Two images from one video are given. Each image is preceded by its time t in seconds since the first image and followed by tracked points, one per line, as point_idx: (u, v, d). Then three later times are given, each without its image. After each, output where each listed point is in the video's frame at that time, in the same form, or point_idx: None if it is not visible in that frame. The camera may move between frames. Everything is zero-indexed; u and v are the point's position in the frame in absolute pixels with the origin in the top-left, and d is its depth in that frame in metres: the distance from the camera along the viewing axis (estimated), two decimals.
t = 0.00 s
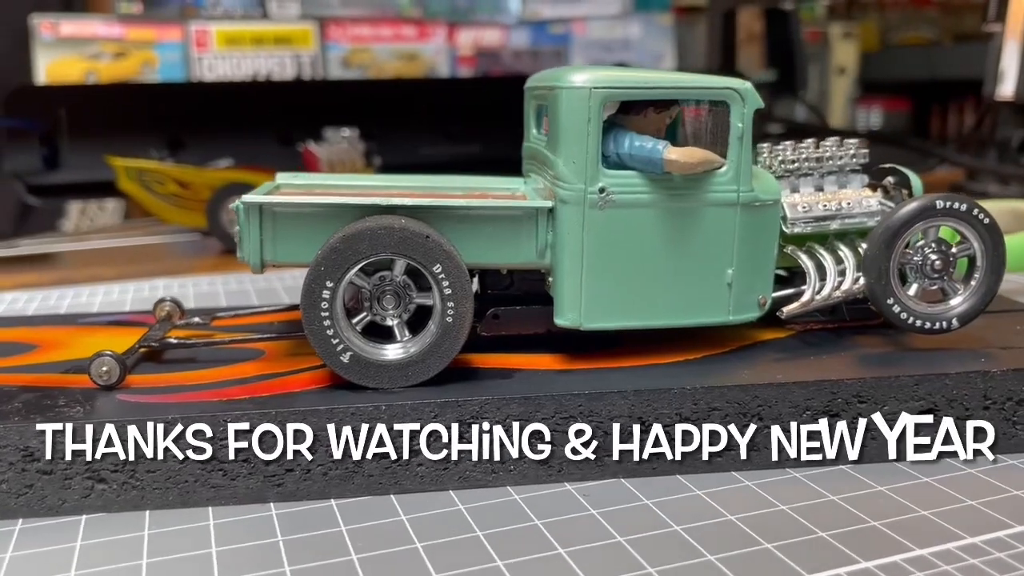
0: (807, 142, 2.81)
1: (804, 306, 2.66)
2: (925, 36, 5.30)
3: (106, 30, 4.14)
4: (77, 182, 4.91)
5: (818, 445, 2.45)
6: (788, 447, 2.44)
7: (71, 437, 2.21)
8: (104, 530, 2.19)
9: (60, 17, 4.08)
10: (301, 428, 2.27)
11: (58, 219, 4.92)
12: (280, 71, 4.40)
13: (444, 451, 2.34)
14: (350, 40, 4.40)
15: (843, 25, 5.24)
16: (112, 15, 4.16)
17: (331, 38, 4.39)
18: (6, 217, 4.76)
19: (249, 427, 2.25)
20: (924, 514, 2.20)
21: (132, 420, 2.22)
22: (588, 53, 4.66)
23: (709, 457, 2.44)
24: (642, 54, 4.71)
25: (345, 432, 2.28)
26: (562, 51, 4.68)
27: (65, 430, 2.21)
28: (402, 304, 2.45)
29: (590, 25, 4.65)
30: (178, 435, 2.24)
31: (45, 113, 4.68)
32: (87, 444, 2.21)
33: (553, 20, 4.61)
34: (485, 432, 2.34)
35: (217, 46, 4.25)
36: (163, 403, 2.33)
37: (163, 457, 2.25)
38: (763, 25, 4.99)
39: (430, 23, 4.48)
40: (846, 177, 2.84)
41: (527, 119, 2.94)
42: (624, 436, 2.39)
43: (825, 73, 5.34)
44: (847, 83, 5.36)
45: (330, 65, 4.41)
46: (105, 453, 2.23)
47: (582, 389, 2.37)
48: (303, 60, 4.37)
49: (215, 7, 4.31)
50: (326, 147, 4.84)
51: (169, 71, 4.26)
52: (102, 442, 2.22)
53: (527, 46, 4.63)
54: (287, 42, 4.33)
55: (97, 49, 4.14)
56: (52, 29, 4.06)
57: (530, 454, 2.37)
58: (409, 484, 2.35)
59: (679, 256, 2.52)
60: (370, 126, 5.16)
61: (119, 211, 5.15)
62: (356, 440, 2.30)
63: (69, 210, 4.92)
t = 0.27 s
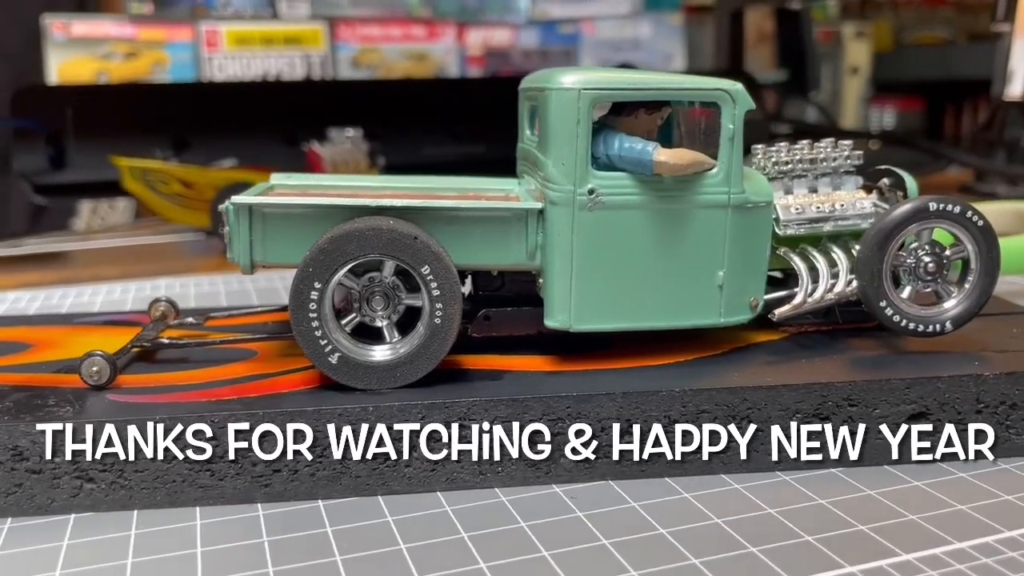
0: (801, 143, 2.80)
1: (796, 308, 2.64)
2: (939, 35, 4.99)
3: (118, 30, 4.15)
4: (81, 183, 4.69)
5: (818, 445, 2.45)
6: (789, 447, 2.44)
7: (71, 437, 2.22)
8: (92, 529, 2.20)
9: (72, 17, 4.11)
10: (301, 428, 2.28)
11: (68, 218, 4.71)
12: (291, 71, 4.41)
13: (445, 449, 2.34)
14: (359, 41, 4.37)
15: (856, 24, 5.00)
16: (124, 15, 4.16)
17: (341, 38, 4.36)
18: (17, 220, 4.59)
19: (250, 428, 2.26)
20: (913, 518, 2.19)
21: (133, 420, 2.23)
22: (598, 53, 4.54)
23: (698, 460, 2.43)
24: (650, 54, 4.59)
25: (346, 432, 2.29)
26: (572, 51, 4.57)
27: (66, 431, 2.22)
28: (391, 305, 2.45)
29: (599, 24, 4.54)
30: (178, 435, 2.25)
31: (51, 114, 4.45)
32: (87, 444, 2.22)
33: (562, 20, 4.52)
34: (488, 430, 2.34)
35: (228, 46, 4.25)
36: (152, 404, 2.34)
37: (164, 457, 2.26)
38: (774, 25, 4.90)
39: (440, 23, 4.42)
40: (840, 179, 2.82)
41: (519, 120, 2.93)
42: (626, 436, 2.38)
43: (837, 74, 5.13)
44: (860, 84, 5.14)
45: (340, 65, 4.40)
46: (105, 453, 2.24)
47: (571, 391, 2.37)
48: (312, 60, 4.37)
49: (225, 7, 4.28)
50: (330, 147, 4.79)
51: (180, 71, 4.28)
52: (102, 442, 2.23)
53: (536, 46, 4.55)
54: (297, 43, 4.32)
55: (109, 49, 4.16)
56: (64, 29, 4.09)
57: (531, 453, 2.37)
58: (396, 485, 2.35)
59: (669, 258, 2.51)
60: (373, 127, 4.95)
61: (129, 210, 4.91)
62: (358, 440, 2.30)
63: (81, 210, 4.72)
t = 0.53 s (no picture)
0: (800, 140, 2.79)
1: (793, 305, 2.64)
2: (954, 34, 4.93)
3: (130, 29, 4.14)
4: (94, 179, 4.69)
5: (819, 445, 2.44)
6: (788, 447, 2.43)
7: (71, 438, 2.24)
8: (89, 521, 2.22)
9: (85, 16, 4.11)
10: (302, 428, 2.30)
11: (81, 215, 4.73)
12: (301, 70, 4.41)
13: (445, 449, 2.35)
14: (370, 39, 4.36)
15: (870, 23, 4.95)
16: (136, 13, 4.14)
17: (352, 37, 4.36)
18: (30, 216, 4.61)
19: (247, 428, 2.28)
20: (907, 515, 2.18)
21: (133, 420, 2.25)
22: (609, 52, 4.58)
23: (693, 456, 2.43)
24: (661, 53, 4.62)
25: (347, 432, 2.30)
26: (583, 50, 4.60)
27: (65, 430, 2.23)
28: (387, 301, 2.46)
29: (611, 24, 4.56)
30: (179, 435, 2.27)
31: (64, 111, 4.47)
32: (87, 444, 2.24)
33: (573, 19, 4.54)
34: (487, 430, 2.35)
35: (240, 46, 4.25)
36: (150, 398, 2.35)
37: (164, 457, 2.28)
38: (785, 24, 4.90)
39: (450, 21, 4.45)
40: (840, 175, 2.81)
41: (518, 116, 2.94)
42: (626, 436, 2.39)
43: (851, 72, 5.05)
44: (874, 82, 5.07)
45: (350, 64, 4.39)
46: (105, 453, 2.26)
47: (566, 387, 2.37)
48: (324, 59, 4.35)
49: (237, 6, 4.28)
50: (336, 144, 4.70)
51: (192, 69, 4.26)
52: (102, 442, 2.25)
53: (547, 44, 4.55)
54: (308, 41, 4.31)
55: (121, 48, 4.15)
56: (77, 28, 4.11)
57: (531, 453, 2.38)
58: (391, 480, 2.36)
59: (666, 253, 2.52)
60: (379, 125, 4.89)
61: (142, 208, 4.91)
62: (358, 441, 2.32)
63: (93, 207, 4.72)
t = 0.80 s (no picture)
0: (793, 139, 2.80)
1: (785, 304, 2.64)
2: (970, 33, 4.91)
3: (142, 28, 4.16)
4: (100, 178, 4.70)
5: (819, 445, 2.45)
6: (788, 447, 2.44)
7: (71, 437, 2.27)
8: (83, 514, 2.25)
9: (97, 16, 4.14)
10: (301, 427, 2.32)
11: (93, 214, 4.80)
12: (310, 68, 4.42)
13: (445, 449, 2.37)
14: (381, 39, 4.36)
15: (883, 22, 4.97)
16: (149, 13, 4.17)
17: (363, 36, 4.35)
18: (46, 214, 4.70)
19: (247, 429, 2.31)
20: (894, 514, 2.19)
21: (131, 420, 2.28)
22: (620, 50, 4.49)
23: (683, 454, 2.44)
24: (672, 52, 4.52)
25: (348, 432, 2.33)
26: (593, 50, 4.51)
27: (60, 427, 2.27)
28: (379, 298, 2.48)
29: (621, 22, 4.48)
30: (179, 435, 2.30)
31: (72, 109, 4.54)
32: (87, 444, 2.28)
33: (584, 18, 4.46)
34: (488, 430, 2.37)
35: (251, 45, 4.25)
36: (145, 393, 2.38)
37: (164, 457, 2.31)
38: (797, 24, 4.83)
39: (460, 21, 4.43)
40: (833, 175, 2.82)
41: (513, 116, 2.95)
42: (623, 436, 2.41)
43: (864, 72, 5.10)
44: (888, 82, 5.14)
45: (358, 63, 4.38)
46: (105, 453, 2.30)
47: (555, 384, 2.38)
48: (334, 58, 4.35)
49: (249, 5, 4.30)
50: (342, 144, 4.65)
51: (204, 68, 4.26)
52: (102, 442, 2.28)
53: (556, 44, 4.50)
54: (320, 40, 4.32)
55: (133, 47, 4.18)
56: (90, 27, 4.13)
57: (531, 453, 2.39)
58: (382, 476, 2.38)
59: (656, 252, 2.53)
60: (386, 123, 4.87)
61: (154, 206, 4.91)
62: (357, 440, 2.34)
63: (107, 205, 4.76)
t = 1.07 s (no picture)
0: (785, 143, 2.81)
1: (775, 307, 2.65)
2: (985, 33, 4.90)
3: (154, 29, 4.28)
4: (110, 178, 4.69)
5: (819, 445, 2.46)
6: (788, 447, 2.45)
7: (66, 435, 2.31)
8: (76, 512, 2.28)
9: (110, 16, 4.26)
10: (300, 427, 2.35)
11: (106, 213, 4.82)
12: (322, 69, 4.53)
13: (445, 449, 2.40)
14: (391, 39, 4.47)
15: (898, 22, 4.89)
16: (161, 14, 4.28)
17: (373, 36, 4.47)
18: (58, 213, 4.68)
19: (246, 426, 2.34)
20: (879, 517, 2.20)
21: (125, 419, 2.32)
22: (631, 50, 4.56)
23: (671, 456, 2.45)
24: (683, 52, 4.60)
25: (346, 432, 2.36)
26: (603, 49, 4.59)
27: (55, 425, 2.30)
28: (371, 300, 2.51)
29: (632, 22, 4.56)
30: (177, 435, 2.33)
31: (81, 110, 4.49)
32: (87, 444, 2.32)
33: (594, 18, 4.54)
34: (488, 430, 2.39)
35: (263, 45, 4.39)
36: (140, 393, 2.42)
37: (164, 457, 2.34)
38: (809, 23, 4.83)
39: (470, 21, 4.53)
40: (825, 178, 2.82)
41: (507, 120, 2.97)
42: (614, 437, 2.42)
43: (877, 71, 5.00)
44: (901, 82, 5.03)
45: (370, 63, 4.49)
46: (102, 452, 2.33)
47: (543, 386, 2.40)
48: (344, 58, 4.48)
49: (260, 6, 4.41)
50: (347, 145, 4.68)
51: (215, 69, 4.39)
52: (101, 441, 2.32)
53: (567, 44, 4.57)
54: (329, 41, 4.45)
55: (145, 48, 4.30)
56: (103, 28, 4.26)
57: (529, 453, 2.41)
58: (372, 476, 2.41)
59: (646, 255, 2.54)
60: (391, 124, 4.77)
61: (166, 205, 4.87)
62: (357, 440, 2.37)
63: (119, 205, 4.78)
